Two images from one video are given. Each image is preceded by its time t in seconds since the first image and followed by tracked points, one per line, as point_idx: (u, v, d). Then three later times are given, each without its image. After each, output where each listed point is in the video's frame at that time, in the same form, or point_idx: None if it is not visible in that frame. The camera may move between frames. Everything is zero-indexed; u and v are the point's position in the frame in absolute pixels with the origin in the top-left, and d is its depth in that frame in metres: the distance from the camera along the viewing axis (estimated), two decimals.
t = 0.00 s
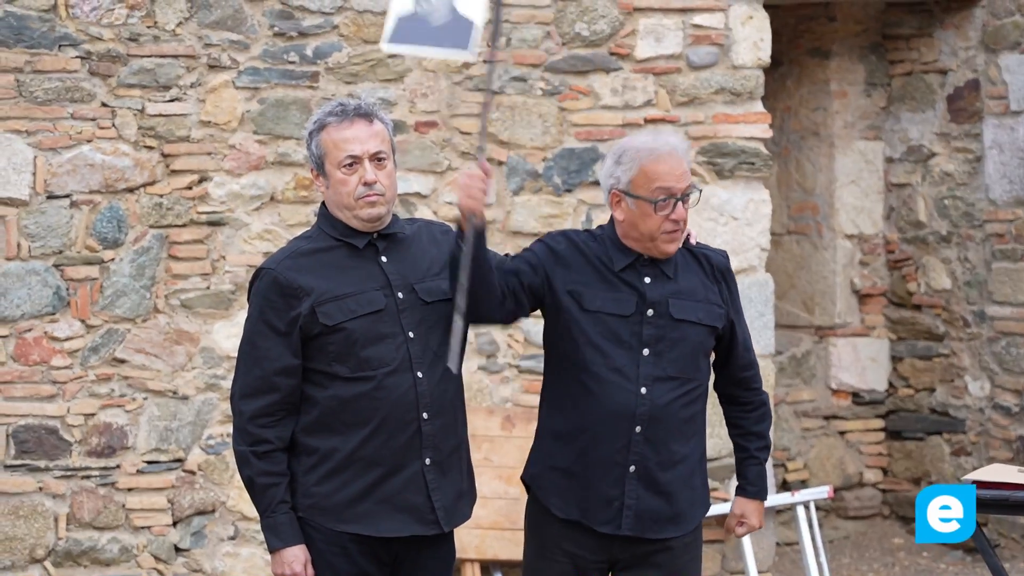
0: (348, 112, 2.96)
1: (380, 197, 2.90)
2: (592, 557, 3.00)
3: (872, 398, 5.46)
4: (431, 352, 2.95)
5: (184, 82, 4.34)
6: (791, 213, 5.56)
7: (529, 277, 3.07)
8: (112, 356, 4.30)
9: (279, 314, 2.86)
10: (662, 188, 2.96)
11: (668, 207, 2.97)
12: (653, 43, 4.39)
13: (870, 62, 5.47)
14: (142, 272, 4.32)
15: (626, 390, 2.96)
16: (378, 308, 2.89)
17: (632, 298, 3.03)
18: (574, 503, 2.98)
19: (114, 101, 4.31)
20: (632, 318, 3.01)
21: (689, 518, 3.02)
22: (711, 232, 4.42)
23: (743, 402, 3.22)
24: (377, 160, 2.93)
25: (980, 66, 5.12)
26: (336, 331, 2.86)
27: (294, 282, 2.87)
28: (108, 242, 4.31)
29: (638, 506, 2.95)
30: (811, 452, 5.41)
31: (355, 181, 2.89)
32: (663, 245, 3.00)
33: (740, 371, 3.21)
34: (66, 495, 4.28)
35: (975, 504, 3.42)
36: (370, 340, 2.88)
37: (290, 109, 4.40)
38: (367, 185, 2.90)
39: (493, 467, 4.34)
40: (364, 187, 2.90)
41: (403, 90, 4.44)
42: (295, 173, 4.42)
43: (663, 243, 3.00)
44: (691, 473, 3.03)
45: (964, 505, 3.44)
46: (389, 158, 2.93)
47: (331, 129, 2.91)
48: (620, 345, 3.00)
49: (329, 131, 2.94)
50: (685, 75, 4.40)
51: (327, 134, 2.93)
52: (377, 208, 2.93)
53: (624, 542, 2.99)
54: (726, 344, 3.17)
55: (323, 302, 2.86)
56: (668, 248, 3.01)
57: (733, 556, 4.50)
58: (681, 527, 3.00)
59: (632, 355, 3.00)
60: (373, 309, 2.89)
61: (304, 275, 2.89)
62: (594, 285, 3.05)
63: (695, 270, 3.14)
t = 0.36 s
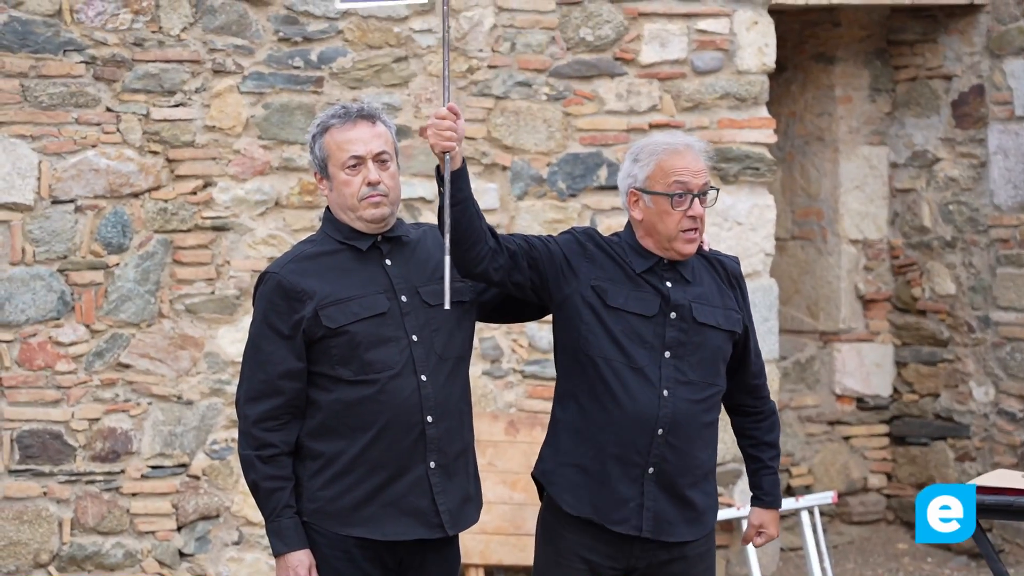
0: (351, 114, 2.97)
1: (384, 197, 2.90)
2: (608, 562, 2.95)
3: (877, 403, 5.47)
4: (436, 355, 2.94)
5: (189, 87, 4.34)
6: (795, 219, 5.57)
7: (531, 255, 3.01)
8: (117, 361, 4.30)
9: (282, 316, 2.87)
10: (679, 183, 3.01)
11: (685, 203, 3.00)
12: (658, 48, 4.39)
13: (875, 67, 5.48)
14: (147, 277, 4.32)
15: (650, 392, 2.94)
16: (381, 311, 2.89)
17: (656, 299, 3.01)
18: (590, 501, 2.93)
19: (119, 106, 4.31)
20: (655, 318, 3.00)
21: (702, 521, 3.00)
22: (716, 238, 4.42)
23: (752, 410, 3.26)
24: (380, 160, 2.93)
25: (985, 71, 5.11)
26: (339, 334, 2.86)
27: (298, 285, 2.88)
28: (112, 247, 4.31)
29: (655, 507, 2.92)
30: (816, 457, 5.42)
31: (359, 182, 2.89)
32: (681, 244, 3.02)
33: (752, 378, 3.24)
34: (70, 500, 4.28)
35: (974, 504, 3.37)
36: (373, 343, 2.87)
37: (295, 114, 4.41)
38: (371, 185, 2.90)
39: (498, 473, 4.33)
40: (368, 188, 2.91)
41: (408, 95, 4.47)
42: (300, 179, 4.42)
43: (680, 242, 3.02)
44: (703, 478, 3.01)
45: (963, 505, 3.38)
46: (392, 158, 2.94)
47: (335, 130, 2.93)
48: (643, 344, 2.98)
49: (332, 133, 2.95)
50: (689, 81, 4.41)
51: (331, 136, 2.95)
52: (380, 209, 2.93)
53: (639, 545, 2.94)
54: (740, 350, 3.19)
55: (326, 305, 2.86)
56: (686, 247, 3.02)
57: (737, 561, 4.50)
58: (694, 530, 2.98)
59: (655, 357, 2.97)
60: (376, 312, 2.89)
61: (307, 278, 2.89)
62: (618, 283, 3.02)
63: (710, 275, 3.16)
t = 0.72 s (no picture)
0: (358, 118, 2.99)
1: (391, 201, 2.91)
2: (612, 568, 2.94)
3: (880, 408, 5.47)
4: (440, 360, 2.93)
5: (192, 91, 4.34)
6: (798, 223, 5.58)
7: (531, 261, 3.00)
8: (120, 365, 4.30)
9: (287, 319, 2.87)
10: (673, 187, 2.98)
11: (679, 207, 2.98)
12: (661, 53, 4.39)
13: (879, 71, 5.48)
14: (150, 281, 4.32)
15: (650, 398, 2.92)
16: (386, 316, 2.90)
17: (655, 305, 3.00)
18: (593, 509, 2.92)
19: (122, 110, 4.31)
20: (655, 324, 2.99)
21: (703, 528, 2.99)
22: (719, 242, 4.42)
23: (757, 413, 3.23)
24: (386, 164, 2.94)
25: (988, 76, 5.10)
26: (343, 337, 2.85)
27: (303, 289, 2.88)
28: (115, 250, 4.31)
29: (657, 513, 2.91)
30: (818, 462, 5.41)
31: (366, 185, 2.90)
32: (678, 249, 2.99)
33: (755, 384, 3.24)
34: (73, 503, 4.28)
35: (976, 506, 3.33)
36: (377, 347, 2.87)
37: (298, 118, 4.41)
38: (377, 188, 2.91)
39: (500, 477, 4.35)
40: (375, 191, 2.91)
41: (411, 99, 4.47)
42: (303, 183, 4.43)
43: (677, 247, 2.99)
44: (706, 483, 2.99)
45: (962, 505, 3.35)
46: (398, 162, 2.95)
47: (342, 133, 2.94)
48: (643, 350, 2.96)
49: (339, 137, 2.96)
50: (693, 85, 4.41)
51: (338, 139, 2.96)
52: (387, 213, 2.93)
53: (642, 553, 2.92)
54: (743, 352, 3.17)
55: (330, 309, 2.86)
56: (683, 251, 2.99)
57: (739, 566, 4.50)
58: (697, 536, 2.97)
59: (655, 363, 2.96)
60: (381, 316, 2.89)
61: (312, 281, 2.89)
62: (618, 289, 3.02)
63: (712, 279, 3.14)
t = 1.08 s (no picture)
0: (359, 119, 2.99)
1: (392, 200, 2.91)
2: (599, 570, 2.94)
3: (884, 410, 5.47)
4: (442, 362, 2.93)
5: (195, 95, 4.35)
6: (802, 225, 5.58)
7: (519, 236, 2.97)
8: (124, 369, 4.30)
9: (290, 322, 2.86)
10: (663, 180, 3.00)
11: (669, 201, 2.99)
12: (664, 55, 4.39)
13: (882, 74, 5.48)
14: (154, 285, 4.32)
15: (634, 391, 2.92)
16: (388, 317, 2.89)
17: (642, 296, 3.00)
18: (573, 494, 2.92)
19: (125, 114, 4.31)
20: (640, 315, 2.98)
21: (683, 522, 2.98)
22: (723, 245, 4.42)
23: (743, 416, 3.25)
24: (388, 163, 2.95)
25: (991, 78, 5.10)
26: (345, 339, 2.85)
27: (306, 290, 2.87)
28: (119, 254, 4.31)
29: (639, 506, 2.90)
30: (823, 464, 5.40)
31: (367, 184, 2.91)
32: (666, 243, 3.00)
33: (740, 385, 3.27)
34: (77, 508, 4.28)
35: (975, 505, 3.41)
36: (380, 349, 2.87)
37: (302, 122, 4.41)
38: (378, 188, 2.92)
39: (504, 480, 4.35)
40: (376, 191, 2.92)
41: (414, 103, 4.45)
42: (306, 187, 4.43)
43: (665, 241, 3.00)
44: (689, 478, 3.00)
45: (962, 505, 3.43)
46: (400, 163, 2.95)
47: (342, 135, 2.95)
48: (628, 341, 2.96)
49: (340, 138, 2.97)
50: (696, 88, 4.41)
51: (339, 141, 2.97)
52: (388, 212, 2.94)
53: (627, 548, 2.92)
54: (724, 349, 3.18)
55: (333, 310, 2.85)
56: (672, 246, 3.00)
57: (744, 569, 4.48)
58: (682, 530, 2.97)
59: (639, 354, 2.95)
60: (384, 317, 2.89)
61: (314, 283, 2.89)
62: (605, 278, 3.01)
63: (697, 277, 3.15)
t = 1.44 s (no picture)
0: (355, 115, 3.04)
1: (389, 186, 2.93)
2: (571, 564, 2.97)
3: (889, 409, 5.46)
4: (441, 355, 2.93)
5: (200, 94, 4.35)
6: (806, 224, 5.58)
7: (493, 218, 3.03)
8: (129, 368, 4.30)
9: (284, 313, 2.85)
10: (653, 174, 3.03)
11: (656, 194, 3.02)
12: (669, 54, 4.39)
13: (886, 72, 5.48)
14: (158, 284, 4.32)
15: (598, 377, 2.93)
16: (387, 309, 2.89)
17: (613, 283, 3.01)
18: (536, 478, 2.94)
19: (130, 113, 4.31)
20: (611, 302, 3.00)
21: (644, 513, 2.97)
22: (728, 244, 4.41)
23: (708, 410, 3.25)
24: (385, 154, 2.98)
25: (996, 77, 5.10)
26: (343, 330, 2.85)
27: (304, 283, 2.87)
28: (124, 254, 4.31)
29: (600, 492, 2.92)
30: (827, 463, 5.41)
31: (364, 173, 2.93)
32: (649, 234, 3.04)
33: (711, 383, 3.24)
34: (82, 507, 4.28)
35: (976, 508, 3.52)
36: (378, 341, 2.87)
37: (307, 121, 4.41)
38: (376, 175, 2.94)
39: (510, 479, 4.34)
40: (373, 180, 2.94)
41: (419, 102, 4.30)
42: (311, 186, 4.43)
43: (648, 232, 3.04)
44: (656, 470, 2.99)
45: (961, 505, 3.55)
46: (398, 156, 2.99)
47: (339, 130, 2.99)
48: (596, 326, 2.97)
49: (338, 133, 3.01)
50: (701, 87, 4.40)
51: (336, 135, 3.00)
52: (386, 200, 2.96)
53: (596, 542, 2.95)
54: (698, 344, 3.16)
55: (330, 302, 2.85)
56: (655, 238, 3.05)
57: (749, 568, 4.47)
58: (649, 519, 2.97)
59: (606, 340, 2.97)
60: (381, 309, 2.89)
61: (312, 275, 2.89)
62: (579, 263, 3.04)
63: (673, 270, 3.15)
